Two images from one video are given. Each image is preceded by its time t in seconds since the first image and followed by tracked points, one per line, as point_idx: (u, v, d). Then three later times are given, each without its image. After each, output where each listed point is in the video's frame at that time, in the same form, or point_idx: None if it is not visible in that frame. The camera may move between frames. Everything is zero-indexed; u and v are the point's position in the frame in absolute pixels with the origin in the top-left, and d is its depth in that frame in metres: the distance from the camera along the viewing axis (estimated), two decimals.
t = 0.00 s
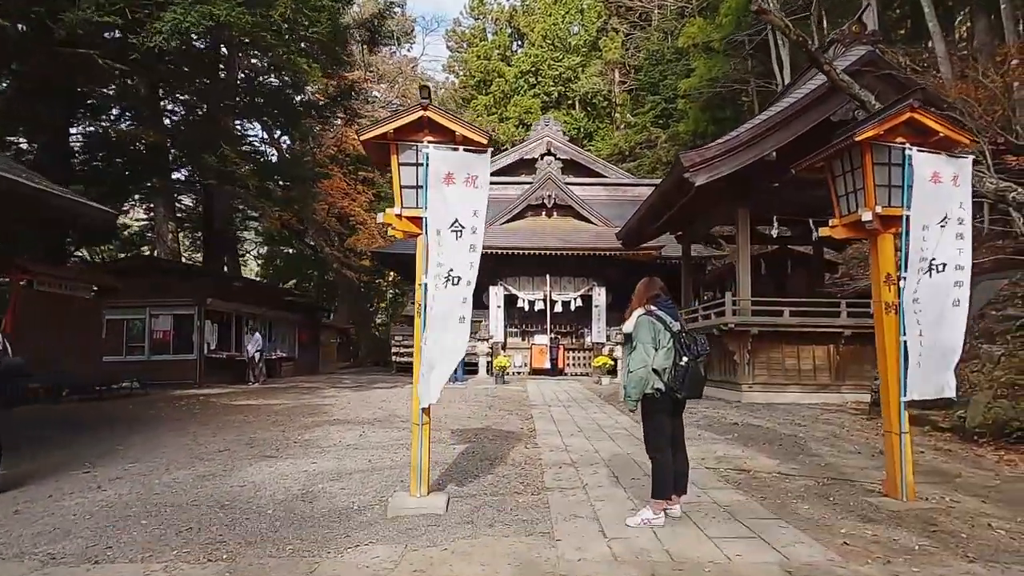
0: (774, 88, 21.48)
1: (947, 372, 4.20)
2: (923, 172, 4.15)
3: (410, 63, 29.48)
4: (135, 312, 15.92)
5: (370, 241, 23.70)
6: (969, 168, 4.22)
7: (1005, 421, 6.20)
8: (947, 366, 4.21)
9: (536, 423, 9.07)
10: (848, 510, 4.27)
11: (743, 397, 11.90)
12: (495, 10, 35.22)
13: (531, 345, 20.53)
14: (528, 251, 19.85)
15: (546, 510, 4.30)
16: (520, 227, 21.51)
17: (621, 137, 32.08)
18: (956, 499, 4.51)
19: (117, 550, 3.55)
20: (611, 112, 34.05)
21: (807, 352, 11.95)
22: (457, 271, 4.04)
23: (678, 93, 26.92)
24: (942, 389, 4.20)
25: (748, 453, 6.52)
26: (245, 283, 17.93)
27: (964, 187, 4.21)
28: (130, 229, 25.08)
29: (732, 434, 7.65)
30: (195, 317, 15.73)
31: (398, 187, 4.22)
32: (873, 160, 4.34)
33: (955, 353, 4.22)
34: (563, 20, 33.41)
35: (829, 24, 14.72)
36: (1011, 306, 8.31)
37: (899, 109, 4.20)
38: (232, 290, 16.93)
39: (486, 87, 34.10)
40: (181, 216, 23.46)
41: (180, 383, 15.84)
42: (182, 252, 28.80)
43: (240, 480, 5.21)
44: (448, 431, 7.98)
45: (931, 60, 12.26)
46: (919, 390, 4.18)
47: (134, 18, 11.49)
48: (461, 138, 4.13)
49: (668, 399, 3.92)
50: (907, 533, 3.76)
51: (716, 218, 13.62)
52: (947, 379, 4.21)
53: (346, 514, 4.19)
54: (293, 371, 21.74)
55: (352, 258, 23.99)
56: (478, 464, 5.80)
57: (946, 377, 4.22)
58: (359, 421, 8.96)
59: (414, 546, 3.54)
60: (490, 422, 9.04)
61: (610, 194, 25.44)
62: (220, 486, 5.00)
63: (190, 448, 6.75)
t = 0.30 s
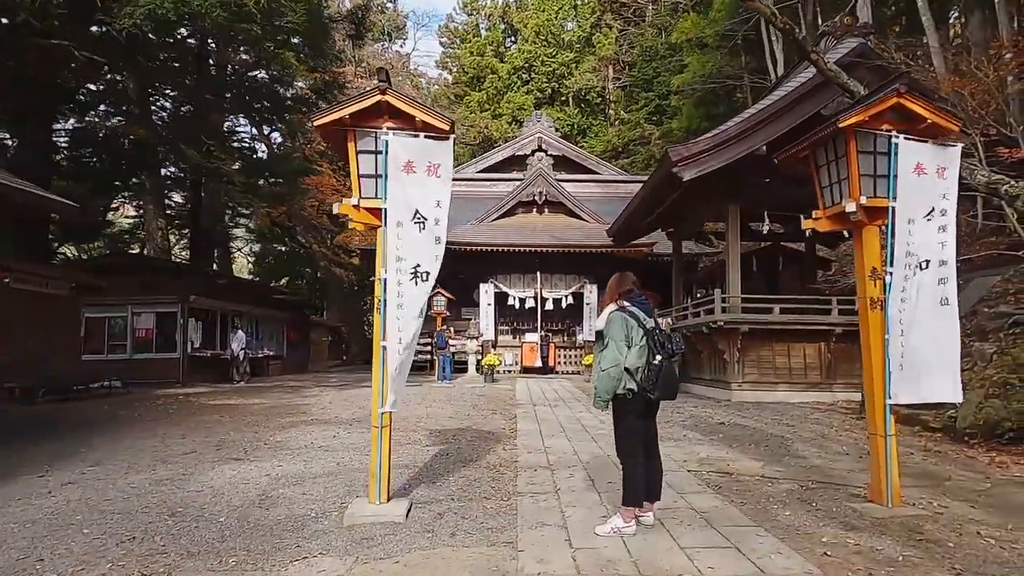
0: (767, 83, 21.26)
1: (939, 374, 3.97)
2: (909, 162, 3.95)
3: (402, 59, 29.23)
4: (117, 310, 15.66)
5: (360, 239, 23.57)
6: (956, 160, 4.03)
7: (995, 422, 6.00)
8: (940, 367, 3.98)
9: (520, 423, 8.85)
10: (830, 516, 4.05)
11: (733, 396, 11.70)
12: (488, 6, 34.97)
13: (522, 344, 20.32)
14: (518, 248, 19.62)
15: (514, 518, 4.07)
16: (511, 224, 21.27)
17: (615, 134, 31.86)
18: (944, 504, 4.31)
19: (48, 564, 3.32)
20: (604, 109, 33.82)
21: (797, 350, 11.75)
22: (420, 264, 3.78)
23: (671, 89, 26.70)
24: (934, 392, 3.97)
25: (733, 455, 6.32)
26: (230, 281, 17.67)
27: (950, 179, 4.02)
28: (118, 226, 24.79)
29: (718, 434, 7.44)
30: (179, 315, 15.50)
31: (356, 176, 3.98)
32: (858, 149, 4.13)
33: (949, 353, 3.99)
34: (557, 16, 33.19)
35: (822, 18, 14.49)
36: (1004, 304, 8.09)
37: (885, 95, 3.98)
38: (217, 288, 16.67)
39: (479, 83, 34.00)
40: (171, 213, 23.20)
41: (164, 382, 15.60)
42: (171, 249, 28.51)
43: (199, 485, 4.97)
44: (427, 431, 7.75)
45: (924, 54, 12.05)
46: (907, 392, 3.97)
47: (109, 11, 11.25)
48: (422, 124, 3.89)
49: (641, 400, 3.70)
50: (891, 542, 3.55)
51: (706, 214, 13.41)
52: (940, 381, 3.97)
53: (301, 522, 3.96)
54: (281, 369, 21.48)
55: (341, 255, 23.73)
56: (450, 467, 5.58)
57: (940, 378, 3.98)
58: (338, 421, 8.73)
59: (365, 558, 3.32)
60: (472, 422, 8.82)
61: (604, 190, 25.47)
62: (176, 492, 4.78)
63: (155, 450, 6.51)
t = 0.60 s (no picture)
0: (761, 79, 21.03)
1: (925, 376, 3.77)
2: (898, 151, 3.72)
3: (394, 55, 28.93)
4: (99, 308, 15.39)
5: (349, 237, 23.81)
6: (948, 148, 3.80)
7: (988, 426, 5.76)
8: (926, 369, 3.78)
9: (503, 426, 8.60)
10: (814, 529, 3.81)
11: (723, 397, 11.47)
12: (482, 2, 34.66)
13: (513, 343, 20.07)
14: (509, 246, 19.36)
15: (479, 531, 3.82)
16: (502, 221, 21.00)
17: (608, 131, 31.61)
18: (935, 516, 4.08)
19: None
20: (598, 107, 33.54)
21: (789, 349, 11.53)
22: (371, 261, 3.54)
23: (665, 86, 26.46)
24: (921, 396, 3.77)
25: (718, 459, 6.08)
26: (215, 279, 17.36)
27: (944, 170, 3.78)
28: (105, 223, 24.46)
29: (705, 438, 7.19)
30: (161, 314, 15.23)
31: (309, 167, 3.73)
32: (845, 137, 3.88)
33: (934, 356, 3.79)
34: (551, 13, 32.93)
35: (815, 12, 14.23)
36: (999, 302, 7.87)
37: (872, 80, 3.73)
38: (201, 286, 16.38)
39: (472, 79, 33.93)
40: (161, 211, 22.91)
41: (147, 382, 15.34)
42: (160, 247, 28.18)
43: (152, 493, 4.70)
44: (404, 434, 7.48)
45: (919, 47, 11.81)
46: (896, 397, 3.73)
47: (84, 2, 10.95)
48: (378, 111, 3.63)
49: (611, 406, 3.47)
50: (877, 558, 3.32)
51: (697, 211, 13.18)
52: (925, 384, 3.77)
53: (250, 537, 3.71)
54: (268, 369, 21.20)
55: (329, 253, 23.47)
56: (422, 473, 5.32)
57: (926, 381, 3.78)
58: (314, 423, 8.45)
59: None
60: (453, 425, 8.55)
61: (596, 187, 25.29)
62: (126, 501, 4.51)
63: (117, 455, 6.23)
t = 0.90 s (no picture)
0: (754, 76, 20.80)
1: (918, 383, 3.51)
2: (881, 140, 3.51)
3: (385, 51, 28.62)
4: (78, 307, 15.12)
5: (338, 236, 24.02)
6: (934, 137, 3.58)
7: (980, 429, 5.50)
8: (918, 375, 3.52)
9: (484, 428, 8.36)
10: (794, 541, 3.59)
11: (712, 397, 11.27)
12: None
13: (503, 342, 19.82)
14: (498, 243, 19.12)
15: (438, 544, 3.58)
16: (492, 219, 20.75)
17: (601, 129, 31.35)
18: (922, 525, 3.86)
19: None
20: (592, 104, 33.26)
21: (779, 348, 11.31)
22: (313, 256, 3.31)
23: (659, 82, 26.20)
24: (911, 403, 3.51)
25: (700, 463, 5.86)
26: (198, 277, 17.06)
27: (931, 161, 3.56)
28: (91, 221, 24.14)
29: (688, 441, 6.95)
30: (143, 313, 15.02)
31: (255, 156, 3.49)
32: (826, 125, 3.67)
33: (928, 362, 3.52)
34: (544, 10, 32.63)
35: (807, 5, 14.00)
36: (991, 301, 7.68)
37: (855, 64, 3.50)
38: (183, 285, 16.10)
39: (464, 77, 33.62)
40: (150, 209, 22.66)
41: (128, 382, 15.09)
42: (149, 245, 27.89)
43: (101, 502, 4.45)
44: (379, 438, 7.23)
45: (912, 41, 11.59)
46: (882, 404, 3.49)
47: None
48: (327, 95, 3.40)
49: (574, 412, 3.25)
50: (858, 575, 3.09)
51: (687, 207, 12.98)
52: (917, 392, 3.51)
53: (191, 552, 3.46)
54: (256, 369, 20.93)
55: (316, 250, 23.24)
56: (390, 480, 5.08)
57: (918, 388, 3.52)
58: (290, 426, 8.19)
59: None
60: (432, 427, 8.31)
61: (588, 185, 25.05)
62: (69, 512, 4.25)
63: (76, 461, 5.97)
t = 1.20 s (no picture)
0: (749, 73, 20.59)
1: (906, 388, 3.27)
2: (866, 131, 3.30)
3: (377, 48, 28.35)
4: (60, 306, 14.88)
5: (327, 235, 23.81)
6: (924, 127, 3.36)
7: (974, 434, 5.31)
8: (907, 379, 3.28)
9: (467, 431, 8.14)
10: (774, 559, 3.37)
11: (703, 398, 11.07)
12: None
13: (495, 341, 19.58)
14: (489, 242, 18.88)
15: (395, 562, 3.36)
16: (484, 218, 20.54)
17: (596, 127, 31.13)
18: (911, 540, 3.64)
19: None
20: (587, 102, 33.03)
21: (771, 349, 11.10)
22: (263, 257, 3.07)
23: (653, 80, 25.99)
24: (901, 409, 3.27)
25: (685, 469, 5.64)
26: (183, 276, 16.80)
27: (920, 153, 3.34)
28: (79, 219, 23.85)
29: (673, 445, 6.74)
30: (126, 313, 14.83)
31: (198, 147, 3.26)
32: (808, 115, 3.46)
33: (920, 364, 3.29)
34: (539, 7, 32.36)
35: None
36: (986, 300, 7.49)
37: (838, 49, 3.28)
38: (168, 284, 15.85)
39: (459, 74, 33.35)
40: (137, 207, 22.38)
41: (111, 383, 14.89)
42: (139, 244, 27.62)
43: (47, 514, 4.22)
44: (356, 442, 7.00)
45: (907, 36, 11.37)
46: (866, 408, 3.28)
47: None
48: (274, 81, 3.18)
49: (536, 423, 3.08)
50: None
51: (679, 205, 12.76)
52: (907, 398, 3.27)
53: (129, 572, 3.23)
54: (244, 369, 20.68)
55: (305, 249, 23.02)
56: (358, 488, 4.85)
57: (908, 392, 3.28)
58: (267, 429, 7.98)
59: None
60: (413, 430, 8.10)
61: (581, 183, 24.83)
62: (11, 525, 4.03)
63: (35, 468, 5.73)
